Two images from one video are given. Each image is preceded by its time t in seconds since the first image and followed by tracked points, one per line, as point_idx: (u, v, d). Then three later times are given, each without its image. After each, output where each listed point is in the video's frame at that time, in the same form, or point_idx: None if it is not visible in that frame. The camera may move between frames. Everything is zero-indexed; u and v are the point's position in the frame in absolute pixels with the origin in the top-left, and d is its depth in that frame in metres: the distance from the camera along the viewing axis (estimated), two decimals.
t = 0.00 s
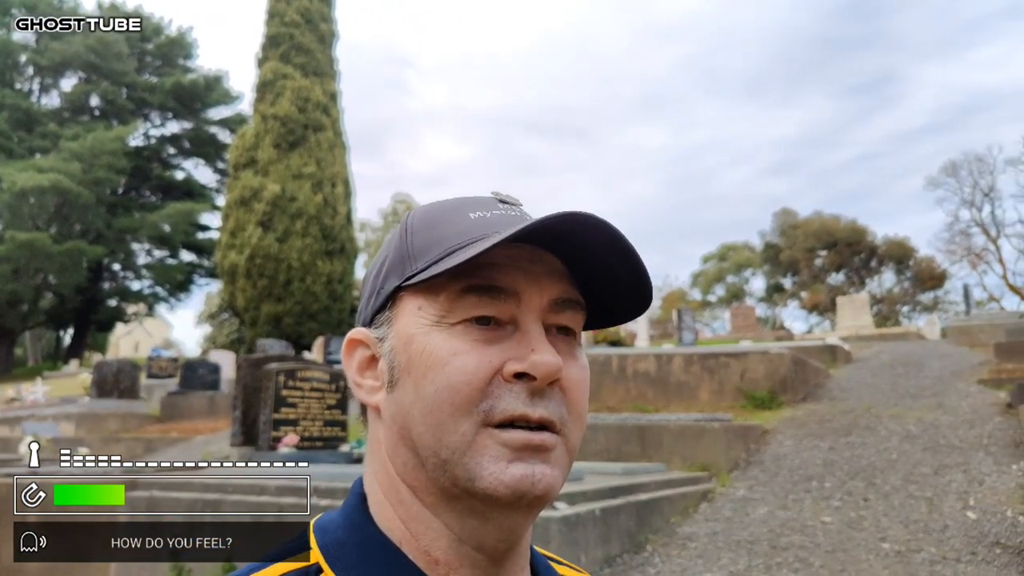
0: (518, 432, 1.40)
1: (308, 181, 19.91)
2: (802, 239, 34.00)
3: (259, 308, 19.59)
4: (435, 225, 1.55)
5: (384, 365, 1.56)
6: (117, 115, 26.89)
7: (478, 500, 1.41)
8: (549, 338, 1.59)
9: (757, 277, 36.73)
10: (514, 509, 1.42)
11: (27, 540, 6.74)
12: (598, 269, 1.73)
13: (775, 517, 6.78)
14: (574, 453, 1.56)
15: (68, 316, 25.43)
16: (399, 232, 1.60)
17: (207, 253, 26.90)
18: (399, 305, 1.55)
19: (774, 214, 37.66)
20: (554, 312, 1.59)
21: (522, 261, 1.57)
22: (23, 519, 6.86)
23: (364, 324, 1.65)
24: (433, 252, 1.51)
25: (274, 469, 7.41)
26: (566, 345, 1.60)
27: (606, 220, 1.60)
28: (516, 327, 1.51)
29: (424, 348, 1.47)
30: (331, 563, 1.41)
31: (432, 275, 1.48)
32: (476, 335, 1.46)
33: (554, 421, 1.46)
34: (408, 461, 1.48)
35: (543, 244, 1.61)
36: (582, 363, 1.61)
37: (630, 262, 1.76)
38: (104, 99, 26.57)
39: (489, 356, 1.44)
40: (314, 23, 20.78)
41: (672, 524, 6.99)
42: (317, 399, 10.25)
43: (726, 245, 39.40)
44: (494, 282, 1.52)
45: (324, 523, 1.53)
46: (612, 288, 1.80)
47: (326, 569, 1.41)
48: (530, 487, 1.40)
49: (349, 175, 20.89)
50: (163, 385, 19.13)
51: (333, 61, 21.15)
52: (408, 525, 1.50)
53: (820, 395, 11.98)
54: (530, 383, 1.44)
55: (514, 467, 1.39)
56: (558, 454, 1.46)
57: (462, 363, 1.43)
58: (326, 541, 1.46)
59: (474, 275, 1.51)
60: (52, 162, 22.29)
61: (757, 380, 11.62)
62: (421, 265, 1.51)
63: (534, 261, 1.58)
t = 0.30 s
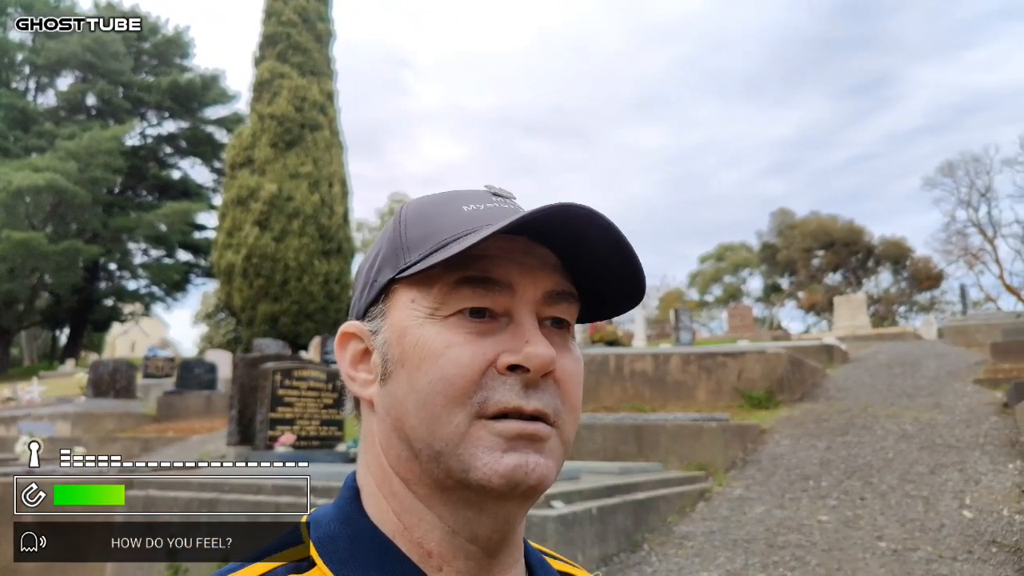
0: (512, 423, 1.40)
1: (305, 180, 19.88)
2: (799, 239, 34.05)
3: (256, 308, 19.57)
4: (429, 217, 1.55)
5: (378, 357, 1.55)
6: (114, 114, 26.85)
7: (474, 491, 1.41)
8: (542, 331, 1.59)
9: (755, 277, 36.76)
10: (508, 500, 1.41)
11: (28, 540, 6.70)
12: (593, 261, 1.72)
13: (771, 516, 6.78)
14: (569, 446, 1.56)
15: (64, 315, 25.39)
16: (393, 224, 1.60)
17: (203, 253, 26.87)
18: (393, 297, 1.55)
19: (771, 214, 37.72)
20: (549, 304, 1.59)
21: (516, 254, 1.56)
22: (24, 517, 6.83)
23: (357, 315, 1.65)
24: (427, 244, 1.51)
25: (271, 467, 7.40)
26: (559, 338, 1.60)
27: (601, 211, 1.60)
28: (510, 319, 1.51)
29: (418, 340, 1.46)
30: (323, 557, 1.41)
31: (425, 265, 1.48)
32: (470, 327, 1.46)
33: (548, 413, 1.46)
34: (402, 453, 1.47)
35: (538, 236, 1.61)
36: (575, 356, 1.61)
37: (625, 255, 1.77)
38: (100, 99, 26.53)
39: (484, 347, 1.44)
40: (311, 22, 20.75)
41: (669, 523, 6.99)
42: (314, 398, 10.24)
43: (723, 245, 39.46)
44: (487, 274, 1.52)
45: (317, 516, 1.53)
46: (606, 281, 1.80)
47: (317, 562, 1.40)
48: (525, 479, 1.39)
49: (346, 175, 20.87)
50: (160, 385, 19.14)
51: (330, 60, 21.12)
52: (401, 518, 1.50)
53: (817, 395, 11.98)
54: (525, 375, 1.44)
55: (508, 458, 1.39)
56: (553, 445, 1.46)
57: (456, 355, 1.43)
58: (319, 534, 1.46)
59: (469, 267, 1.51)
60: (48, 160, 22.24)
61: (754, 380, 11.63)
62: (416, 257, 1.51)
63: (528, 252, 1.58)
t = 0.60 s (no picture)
0: (515, 425, 1.40)
1: (303, 180, 19.87)
2: (797, 240, 34.13)
3: (254, 308, 19.55)
4: (432, 217, 1.55)
5: (380, 357, 1.55)
6: (111, 114, 26.79)
7: (476, 492, 1.41)
8: (544, 332, 1.59)
9: (752, 277, 36.81)
10: (510, 501, 1.41)
11: (28, 540, 6.67)
12: (593, 260, 1.72)
13: (770, 516, 6.78)
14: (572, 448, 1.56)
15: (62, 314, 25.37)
16: (396, 222, 1.60)
17: (201, 253, 26.85)
18: (395, 298, 1.55)
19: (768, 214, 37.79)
20: (551, 304, 1.59)
21: (520, 253, 1.56)
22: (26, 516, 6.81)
23: (359, 315, 1.65)
24: (429, 244, 1.51)
25: (270, 467, 7.38)
26: (561, 339, 1.60)
27: (602, 212, 1.60)
28: (513, 319, 1.51)
29: (421, 341, 1.46)
30: (324, 556, 1.41)
31: (428, 266, 1.48)
32: (473, 329, 1.46)
33: (550, 414, 1.45)
34: (403, 454, 1.47)
35: (540, 237, 1.61)
36: (577, 358, 1.61)
37: (627, 255, 1.77)
38: (98, 99, 26.49)
39: (487, 348, 1.44)
40: (308, 22, 20.73)
41: (667, 523, 6.99)
42: (312, 398, 10.23)
43: (721, 246, 39.50)
44: (490, 275, 1.52)
45: (319, 516, 1.53)
46: (606, 280, 1.80)
47: (319, 562, 1.40)
48: (527, 481, 1.39)
49: (344, 174, 20.86)
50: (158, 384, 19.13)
51: (328, 60, 21.10)
52: (403, 518, 1.50)
53: (815, 395, 12.00)
54: (527, 377, 1.44)
55: (511, 461, 1.38)
56: (555, 446, 1.46)
57: (458, 357, 1.43)
58: (320, 533, 1.46)
59: (472, 268, 1.51)
60: (45, 160, 22.22)
61: (752, 380, 11.63)
62: (418, 257, 1.50)
63: (530, 252, 1.58)
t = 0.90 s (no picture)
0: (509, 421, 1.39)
1: (301, 180, 19.86)
2: (795, 240, 34.17)
3: (252, 308, 19.52)
4: (424, 214, 1.54)
5: (373, 355, 1.54)
6: (109, 113, 26.73)
7: (467, 492, 1.40)
8: (538, 328, 1.58)
9: (751, 277, 36.84)
10: (501, 499, 1.41)
11: (28, 540, 6.66)
12: (586, 257, 1.72)
13: (768, 516, 6.78)
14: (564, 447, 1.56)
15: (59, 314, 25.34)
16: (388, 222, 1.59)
17: (199, 253, 26.84)
18: (388, 294, 1.54)
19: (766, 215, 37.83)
20: (544, 300, 1.59)
21: (512, 250, 1.56)
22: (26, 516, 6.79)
23: (351, 312, 1.64)
24: (423, 241, 1.50)
25: (268, 467, 7.37)
26: (554, 335, 1.60)
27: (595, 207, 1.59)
28: (505, 316, 1.50)
29: (413, 338, 1.46)
30: (319, 555, 1.40)
31: (420, 263, 1.47)
32: (464, 325, 1.45)
33: (543, 411, 1.45)
34: (397, 452, 1.47)
35: (533, 233, 1.61)
36: (571, 354, 1.60)
37: (620, 252, 1.76)
38: (96, 98, 26.44)
39: (477, 344, 1.44)
40: (306, 22, 20.69)
41: (666, 523, 7.00)
42: (310, 398, 10.23)
43: (719, 246, 39.52)
44: (482, 271, 1.51)
45: (314, 515, 1.52)
46: (600, 277, 1.80)
47: (314, 561, 1.40)
48: (518, 479, 1.39)
49: (342, 174, 20.84)
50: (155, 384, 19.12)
51: (326, 60, 21.06)
52: (396, 517, 1.49)
53: (813, 395, 12.00)
54: (518, 373, 1.44)
55: (501, 459, 1.38)
56: (547, 442, 1.45)
57: (450, 353, 1.42)
58: (315, 534, 1.45)
59: (463, 264, 1.51)
60: (42, 160, 22.21)
61: (750, 380, 11.63)
62: (410, 255, 1.50)
63: (523, 249, 1.58)
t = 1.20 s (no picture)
0: (502, 417, 1.38)
1: (300, 180, 19.86)
2: (794, 240, 34.23)
3: (251, 308, 19.49)
4: (424, 214, 1.54)
5: (374, 353, 1.55)
6: (107, 113, 26.70)
7: (461, 488, 1.39)
8: (534, 327, 1.57)
9: (750, 278, 36.88)
10: (497, 495, 1.40)
11: (28, 540, 6.66)
12: (583, 256, 1.72)
13: (767, 516, 6.78)
14: (563, 443, 1.54)
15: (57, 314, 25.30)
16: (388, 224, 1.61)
17: (197, 253, 26.83)
18: (388, 294, 1.54)
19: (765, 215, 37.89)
20: (540, 298, 1.58)
21: (508, 250, 1.57)
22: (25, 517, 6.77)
23: (356, 313, 1.65)
24: (420, 240, 1.50)
25: (267, 467, 7.35)
26: (554, 332, 1.59)
27: (588, 206, 1.59)
28: (501, 312, 1.50)
29: (409, 336, 1.46)
30: (324, 552, 1.40)
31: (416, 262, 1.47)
32: (459, 321, 1.45)
33: (537, 406, 1.44)
34: (396, 449, 1.47)
35: (529, 233, 1.61)
36: (570, 352, 1.59)
37: (617, 253, 1.76)
38: (94, 98, 26.38)
39: (471, 341, 1.43)
40: (305, 22, 20.70)
41: (665, 523, 7.00)
42: (310, 399, 10.23)
43: (718, 246, 39.55)
44: (477, 269, 1.51)
45: (318, 514, 1.52)
46: (597, 276, 1.79)
47: (320, 560, 1.39)
48: (512, 475, 1.38)
49: (341, 174, 20.83)
50: (154, 384, 19.11)
51: (324, 60, 21.04)
52: (399, 514, 1.48)
53: (812, 395, 12.01)
54: (512, 368, 1.42)
55: (495, 453, 1.37)
56: (544, 437, 1.44)
57: (444, 348, 1.42)
58: (321, 532, 1.45)
59: (459, 262, 1.51)
60: (40, 160, 22.20)
61: (749, 380, 11.63)
62: (408, 255, 1.50)
63: (519, 248, 1.58)
